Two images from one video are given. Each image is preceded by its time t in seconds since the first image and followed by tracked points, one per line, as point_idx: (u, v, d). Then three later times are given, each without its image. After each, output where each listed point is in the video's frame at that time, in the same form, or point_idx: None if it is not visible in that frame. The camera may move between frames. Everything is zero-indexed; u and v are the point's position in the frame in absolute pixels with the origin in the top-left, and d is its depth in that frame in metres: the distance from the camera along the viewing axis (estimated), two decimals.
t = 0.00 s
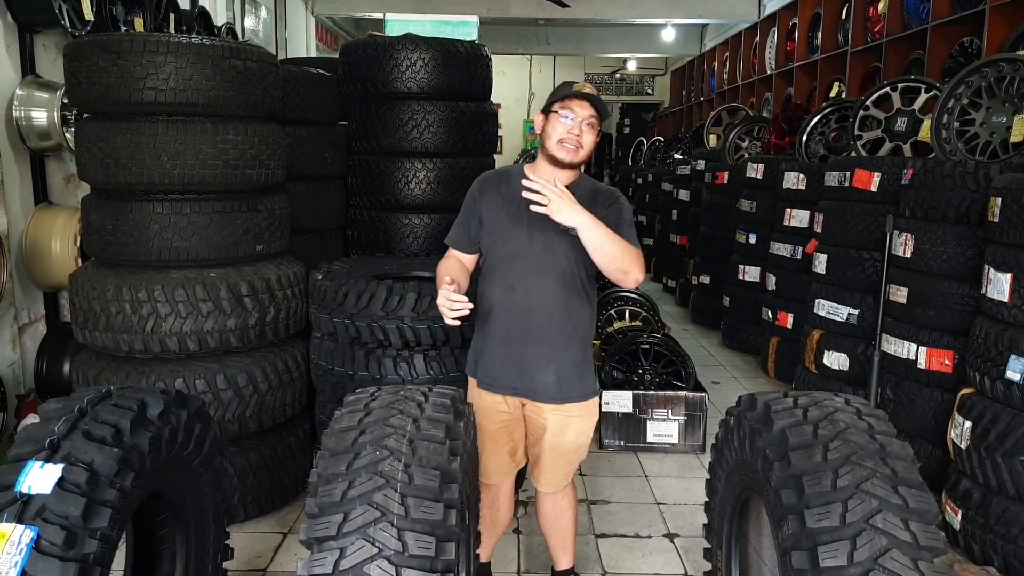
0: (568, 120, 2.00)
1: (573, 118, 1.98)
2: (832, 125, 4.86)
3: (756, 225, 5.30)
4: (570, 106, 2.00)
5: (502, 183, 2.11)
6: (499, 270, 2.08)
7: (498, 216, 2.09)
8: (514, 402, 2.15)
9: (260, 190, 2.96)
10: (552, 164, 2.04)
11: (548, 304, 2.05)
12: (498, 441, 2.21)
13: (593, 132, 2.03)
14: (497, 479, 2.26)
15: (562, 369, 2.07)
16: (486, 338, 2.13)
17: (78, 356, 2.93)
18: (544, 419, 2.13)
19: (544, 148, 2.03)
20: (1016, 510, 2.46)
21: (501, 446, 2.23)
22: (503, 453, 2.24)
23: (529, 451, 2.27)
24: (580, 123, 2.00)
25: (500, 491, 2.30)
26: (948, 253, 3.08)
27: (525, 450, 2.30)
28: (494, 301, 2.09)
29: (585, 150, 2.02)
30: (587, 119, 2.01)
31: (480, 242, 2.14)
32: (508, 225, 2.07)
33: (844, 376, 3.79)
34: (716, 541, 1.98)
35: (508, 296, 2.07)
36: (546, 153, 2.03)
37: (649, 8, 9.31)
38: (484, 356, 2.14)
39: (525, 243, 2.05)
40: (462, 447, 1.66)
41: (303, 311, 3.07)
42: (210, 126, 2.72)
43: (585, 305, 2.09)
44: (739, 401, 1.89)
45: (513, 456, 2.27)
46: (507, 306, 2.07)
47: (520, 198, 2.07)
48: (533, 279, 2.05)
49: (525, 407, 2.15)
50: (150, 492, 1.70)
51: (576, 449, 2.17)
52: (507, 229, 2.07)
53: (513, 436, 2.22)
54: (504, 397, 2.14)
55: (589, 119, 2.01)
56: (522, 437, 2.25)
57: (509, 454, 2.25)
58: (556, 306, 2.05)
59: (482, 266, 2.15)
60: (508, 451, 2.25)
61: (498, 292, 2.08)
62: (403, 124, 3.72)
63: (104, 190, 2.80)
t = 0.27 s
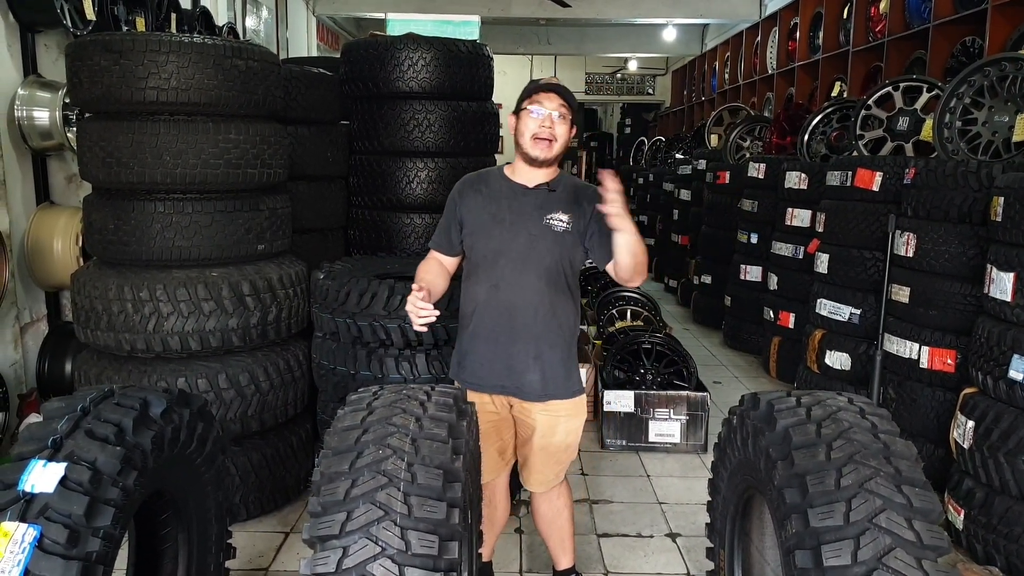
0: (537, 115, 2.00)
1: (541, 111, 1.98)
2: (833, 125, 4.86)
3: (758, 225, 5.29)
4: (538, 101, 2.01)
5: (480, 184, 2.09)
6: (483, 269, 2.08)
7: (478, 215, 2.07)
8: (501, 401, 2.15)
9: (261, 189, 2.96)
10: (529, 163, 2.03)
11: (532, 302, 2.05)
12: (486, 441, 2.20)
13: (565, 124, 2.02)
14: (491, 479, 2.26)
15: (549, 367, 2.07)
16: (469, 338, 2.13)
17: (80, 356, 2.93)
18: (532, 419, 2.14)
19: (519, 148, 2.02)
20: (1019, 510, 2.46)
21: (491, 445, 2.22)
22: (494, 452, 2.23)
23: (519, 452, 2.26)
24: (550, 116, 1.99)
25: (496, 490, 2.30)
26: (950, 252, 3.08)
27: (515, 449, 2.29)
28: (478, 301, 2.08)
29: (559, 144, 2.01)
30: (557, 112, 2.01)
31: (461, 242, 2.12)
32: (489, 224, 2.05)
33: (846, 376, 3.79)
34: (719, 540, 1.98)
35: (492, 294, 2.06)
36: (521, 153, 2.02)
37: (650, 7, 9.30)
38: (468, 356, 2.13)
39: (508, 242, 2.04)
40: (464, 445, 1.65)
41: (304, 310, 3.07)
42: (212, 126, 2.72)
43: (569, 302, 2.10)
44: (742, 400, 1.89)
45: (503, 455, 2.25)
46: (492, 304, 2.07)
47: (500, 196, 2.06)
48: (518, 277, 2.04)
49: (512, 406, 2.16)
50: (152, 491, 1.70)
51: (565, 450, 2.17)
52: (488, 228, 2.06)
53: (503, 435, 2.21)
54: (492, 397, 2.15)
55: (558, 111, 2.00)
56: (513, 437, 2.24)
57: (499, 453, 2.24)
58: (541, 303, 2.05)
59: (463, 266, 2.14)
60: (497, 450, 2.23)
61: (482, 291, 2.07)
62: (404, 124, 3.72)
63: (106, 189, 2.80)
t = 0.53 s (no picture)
0: (526, 113, 2.01)
1: (530, 110, 1.99)
2: (835, 125, 4.86)
3: (759, 224, 5.29)
4: (526, 100, 2.02)
5: (472, 184, 2.09)
6: (480, 269, 2.07)
7: (473, 215, 2.07)
8: (502, 400, 2.15)
9: (264, 188, 2.96)
10: (520, 161, 2.04)
11: (531, 300, 2.04)
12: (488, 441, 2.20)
13: (553, 120, 2.03)
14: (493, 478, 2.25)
15: (550, 364, 2.08)
16: (468, 339, 2.12)
17: (83, 354, 2.93)
18: (534, 417, 2.14)
19: (509, 147, 2.03)
20: (1022, 509, 2.46)
21: (492, 445, 2.21)
22: (495, 452, 2.22)
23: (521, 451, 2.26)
24: (538, 114, 2.01)
25: (498, 489, 2.30)
26: (953, 252, 3.07)
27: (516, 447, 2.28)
28: (477, 301, 2.08)
29: (550, 140, 2.02)
30: (545, 109, 2.02)
31: (456, 244, 2.13)
32: (485, 224, 2.05)
33: (848, 376, 3.78)
34: (721, 539, 1.98)
35: (491, 294, 2.06)
36: (513, 151, 2.03)
37: (652, 7, 9.29)
38: (468, 357, 2.13)
39: (505, 240, 2.04)
40: (467, 444, 1.66)
41: (306, 309, 3.07)
42: (214, 124, 2.72)
43: (568, 298, 2.11)
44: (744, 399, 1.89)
45: (505, 454, 2.25)
46: (491, 304, 2.06)
47: (493, 195, 2.06)
48: (515, 275, 2.04)
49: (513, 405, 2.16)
50: (155, 489, 1.70)
51: (567, 447, 2.17)
52: (484, 227, 2.06)
53: (504, 434, 2.20)
54: (494, 397, 2.14)
55: (546, 109, 2.01)
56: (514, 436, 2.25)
57: (501, 452, 2.23)
58: (540, 301, 2.05)
59: (460, 267, 2.13)
60: (499, 449, 2.22)
61: (480, 291, 2.07)
62: (406, 123, 3.72)
63: (109, 188, 2.80)
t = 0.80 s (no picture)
0: (529, 115, 2.00)
1: (533, 111, 1.99)
2: (838, 125, 4.88)
3: (762, 224, 5.29)
4: (527, 102, 2.01)
5: (484, 185, 2.07)
6: (496, 270, 2.06)
7: (486, 216, 2.05)
8: (513, 401, 2.15)
9: (267, 188, 2.97)
10: (531, 162, 2.03)
11: (547, 300, 2.05)
12: (498, 441, 2.20)
13: (557, 118, 2.03)
14: (500, 478, 2.26)
15: (566, 363, 2.08)
16: (484, 341, 2.11)
17: (86, 353, 2.94)
18: (545, 417, 2.14)
19: (517, 150, 2.02)
20: None
21: (501, 445, 2.22)
22: (504, 451, 2.23)
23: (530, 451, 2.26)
24: (541, 114, 2.01)
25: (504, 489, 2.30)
26: (956, 251, 3.07)
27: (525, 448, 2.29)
28: (493, 303, 2.07)
29: (556, 137, 2.02)
30: (547, 108, 2.02)
31: (468, 246, 2.10)
32: (500, 225, 2.04)
33: (851, 376, 3.78)
34: (725, 538, 1.98)
35: (508, 295, 2.06)
36: (521, 154, 2.02)
37: (654, 7, 9.29)
38: (484, 358, 2.13)
39: (521, 241, 2.03)
40: (471, 443, 1.66)
41: (309, 309, 3.07)
42: (217, 124, 2.72)
43: (582, 297, 2.11)
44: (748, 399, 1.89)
45: (514, 455, 2.26)
46: (507, 305, 2.06)
47: (507, 196, 2.04)
48: (532, 275, 2.04)
49: (525, 406, 2.16)
50: (160, 488, 1.70)
51: (577, 447, 2.17)
52: (499, 229, 2.04)
53: (513, 435, 2.21)
54: (505, 399, 2.15)
55: (548, 108, 2.01)
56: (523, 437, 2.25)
57: (510, 453, 2.24)
58: (556, 301, 2.05)
59: (473, 269, 2.11)
60: (507, 450, 2.24)
61: (498, 292, 2.06)
62: (409, 123, 3.72)
63: (112, 187, 2.81)
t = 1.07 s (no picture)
0: (526, 116, 2.00)
1: (528, 112, 1.99)
2: (840, 125, 4.88)
3: (764, 224, 5.28)
4: (523, 104, 2.01)
5: (498, 190, 2.10)
6: (509, 271, 2.08)
7: (500, 220, 2.08)
8: (529, 401, 2.15)
9: (269, 187, 2.97)
10: (539, 163, 2.03)
11: (562, 299, 2.05)
12: (513, 441, 2.21)
13: (556, 113, 2.00)
14: (513, 479, 2.25)
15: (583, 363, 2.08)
16: (502, 341, 2.13)
17: (89, 353, 2.94)
18: (561, 418, 2.13)
19: (521, 153, 2.03)
20: None
21: (516, 445, 2.23)
22: (518, 451, 2.23)
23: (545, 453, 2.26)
24: (537, 113, 1.99)
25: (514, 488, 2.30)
26: (959, 251, 3.07)
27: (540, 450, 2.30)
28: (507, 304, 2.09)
29: (557, 133, 2.00)
30: (543, 106, 2.00)
31: (485, 250, 2.14)
32: (512, 227, 2.06)
33: (853, 375, 3.78)
34: (729, 538, 1.98)
35: (523, 295, 2.07)
36: (526, 156, 2.03)
37: (656, 7, 9.29)
38: (503, 359, 2.14)
39: (532, 242, 2.05)
40: (475, 442, 1.66)
41: (312, 309, 3.07)
42: (220, 124, 2.73)
43: (598, 295, 2.10)
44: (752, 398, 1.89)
45: (529, 457, 2.26)
46: (521, 304, 2.07)
47: (518, 198, 2.07)
48: (545, 275, 2.05)
49: (542, 406, 2.16)
50: (164, 487, 1.70)
51: (592, 450, 2.17)
52: (511, 231, 2.06)
53: (528, 436, 2.22)
54: (521, 399, 2.15)
55: (544, 105, 1.99)
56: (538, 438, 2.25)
57: (525, 454, 2.25)
58: (570, 300, 2.05)
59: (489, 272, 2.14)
60: (523, 451, 2.24)
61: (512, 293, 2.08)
62: (411, 123, 3.72)
63: (116, 187, 2.81)
